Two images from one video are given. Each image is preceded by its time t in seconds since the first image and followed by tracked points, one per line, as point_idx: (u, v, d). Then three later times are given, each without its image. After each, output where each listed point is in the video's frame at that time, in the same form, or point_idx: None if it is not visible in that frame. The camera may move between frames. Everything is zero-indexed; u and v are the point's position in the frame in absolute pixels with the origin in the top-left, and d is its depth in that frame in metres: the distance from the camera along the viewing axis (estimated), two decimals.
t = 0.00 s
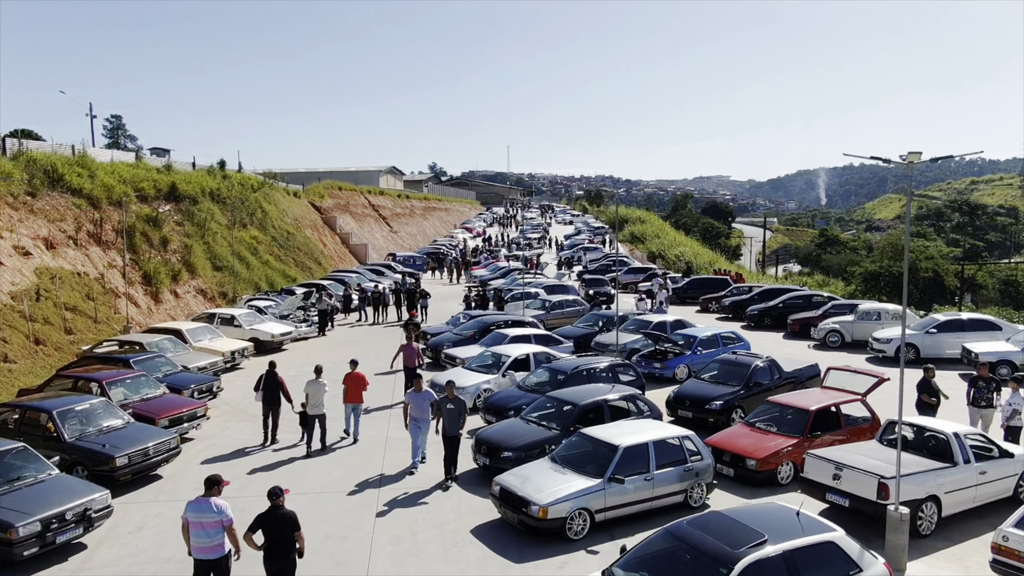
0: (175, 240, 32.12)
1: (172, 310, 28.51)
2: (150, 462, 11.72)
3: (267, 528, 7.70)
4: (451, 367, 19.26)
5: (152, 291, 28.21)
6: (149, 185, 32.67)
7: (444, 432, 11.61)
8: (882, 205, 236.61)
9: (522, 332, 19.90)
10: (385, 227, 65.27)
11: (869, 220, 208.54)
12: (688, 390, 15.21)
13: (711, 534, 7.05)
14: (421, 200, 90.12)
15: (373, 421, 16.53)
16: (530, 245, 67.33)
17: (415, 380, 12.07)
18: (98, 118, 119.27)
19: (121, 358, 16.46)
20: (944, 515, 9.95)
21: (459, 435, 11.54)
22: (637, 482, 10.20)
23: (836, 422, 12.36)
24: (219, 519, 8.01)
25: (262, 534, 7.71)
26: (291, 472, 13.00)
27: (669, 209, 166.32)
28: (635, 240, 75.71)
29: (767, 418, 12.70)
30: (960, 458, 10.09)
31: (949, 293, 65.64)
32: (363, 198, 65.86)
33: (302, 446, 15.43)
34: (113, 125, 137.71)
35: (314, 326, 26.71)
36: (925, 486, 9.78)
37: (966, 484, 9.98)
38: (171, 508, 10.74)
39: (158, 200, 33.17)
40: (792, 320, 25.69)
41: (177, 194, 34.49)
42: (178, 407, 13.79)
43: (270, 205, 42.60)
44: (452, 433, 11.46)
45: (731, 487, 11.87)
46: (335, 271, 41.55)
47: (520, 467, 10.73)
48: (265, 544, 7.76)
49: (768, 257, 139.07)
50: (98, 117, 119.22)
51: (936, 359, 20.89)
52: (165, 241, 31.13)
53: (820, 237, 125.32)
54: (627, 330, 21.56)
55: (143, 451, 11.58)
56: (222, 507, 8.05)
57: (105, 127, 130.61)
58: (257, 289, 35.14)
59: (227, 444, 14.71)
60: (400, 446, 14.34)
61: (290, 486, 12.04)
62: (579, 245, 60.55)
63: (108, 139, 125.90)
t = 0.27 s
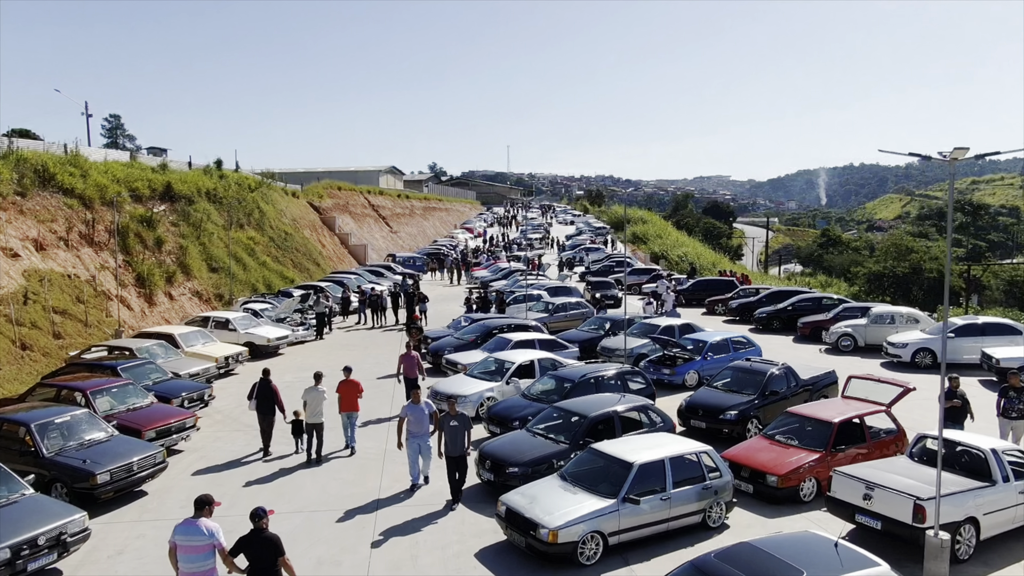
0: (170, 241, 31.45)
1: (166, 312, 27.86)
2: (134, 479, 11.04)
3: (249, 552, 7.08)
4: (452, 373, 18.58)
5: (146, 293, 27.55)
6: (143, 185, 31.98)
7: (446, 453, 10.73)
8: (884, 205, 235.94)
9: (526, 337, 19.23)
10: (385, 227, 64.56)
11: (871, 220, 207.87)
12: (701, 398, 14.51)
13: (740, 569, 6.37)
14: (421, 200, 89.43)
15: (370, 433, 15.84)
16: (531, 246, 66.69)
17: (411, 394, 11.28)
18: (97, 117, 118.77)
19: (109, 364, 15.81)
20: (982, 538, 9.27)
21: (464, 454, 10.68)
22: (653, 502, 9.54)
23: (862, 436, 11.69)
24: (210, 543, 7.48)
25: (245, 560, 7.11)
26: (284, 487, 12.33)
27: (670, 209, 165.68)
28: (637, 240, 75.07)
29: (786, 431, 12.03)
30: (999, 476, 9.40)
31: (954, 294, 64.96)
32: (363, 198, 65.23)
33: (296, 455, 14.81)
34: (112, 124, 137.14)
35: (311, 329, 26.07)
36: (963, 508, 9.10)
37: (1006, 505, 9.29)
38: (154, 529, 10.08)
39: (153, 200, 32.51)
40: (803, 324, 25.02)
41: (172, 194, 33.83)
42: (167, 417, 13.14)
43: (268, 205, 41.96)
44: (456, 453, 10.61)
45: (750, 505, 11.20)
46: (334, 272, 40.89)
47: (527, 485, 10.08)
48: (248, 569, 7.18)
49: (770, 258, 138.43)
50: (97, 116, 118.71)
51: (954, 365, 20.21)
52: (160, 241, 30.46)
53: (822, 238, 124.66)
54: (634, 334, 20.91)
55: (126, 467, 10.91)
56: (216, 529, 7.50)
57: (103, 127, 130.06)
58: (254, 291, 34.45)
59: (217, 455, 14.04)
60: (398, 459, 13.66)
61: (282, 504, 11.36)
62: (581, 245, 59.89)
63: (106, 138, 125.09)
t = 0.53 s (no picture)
0: (166, 242, 30.88)
1: (161, 314, 27.30)
2: (118, 494, 10.46)
3: None
4: (453, 379, 17.99)
5: (140, 295, 26.98)
6: (138, 185, 31.41)
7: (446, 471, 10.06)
8: (885, 205, 235.33)
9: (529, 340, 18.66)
10: (384, 227, 63.98)
11: (872, 220, 207.31)
12: (712, 405, 13.96)
13: None
14: (421, 200, 88.87)
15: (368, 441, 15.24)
16: (532, 246, 66.14)
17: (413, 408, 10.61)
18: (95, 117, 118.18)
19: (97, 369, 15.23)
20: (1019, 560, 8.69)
21: (466, 472, 9.95)
22: (667, 520, 8.97)
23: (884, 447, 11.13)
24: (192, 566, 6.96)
25: None
26: (276, 500, 11.72)
27: (671, 209, 165.14)
28: (639, 240, 74.51)
29: (804, 442, 11.49)
30: None
31: (958, 295, 64.37)
32: (362, 198, 64.66)
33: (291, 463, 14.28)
34: (111, 124, 136.60)
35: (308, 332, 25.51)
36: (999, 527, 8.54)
37: None
38: (136, 549, 9.50)
39: (148, 200, 31.95)
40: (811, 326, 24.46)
41: (168, 193, 33.27)
42: (155, 427, 12.58)
43: (265, 205, 41.39)
44: (456, 471, 9.90)
45: (768, 521, 10.64)
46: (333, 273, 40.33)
47: (534, 502, 9.49)
48: None
49: (771, 258, 137.91)
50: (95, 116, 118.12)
51: (969, 369, 19.64)
52: (155, 242, 29.89)
53: (824, 238, 124.11)
54: (640, 337, 20.34)
55: (108, 481, 10.33)
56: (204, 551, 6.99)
57: (102, 126, 129.60)
58: (251, 292, 33.86)
59: (208, 464, 13.45)
60: (397, 470, 13.05)
61: (274, 520, 10.79)
62: (583, 246, 59.31)
63: (104, 137, 124.46)
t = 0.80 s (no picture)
0: (159, 242, 30.14)
1: (153, 317, 26.56)
2: (93, 515, 9.74)
3: None
4: (453, 386, 17.26)
5: (131, 296, 26.26)
6: (130, 183, 30.68)
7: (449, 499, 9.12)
8: (885, 205, 234.66)
9: (532, 345, 17.94)
10: (383, 227, 63.23)
11: (872, 220, 206.67)
12: (727, 415, 13.25)
13: None
14: (421, 199, 88.12)
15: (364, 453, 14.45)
16: (532, 246, 65.46)
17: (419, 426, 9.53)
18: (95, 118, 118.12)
19: (80, 376, 14.54)
20: None
21: (471, 502, 9.02)
22: (687, 548, 8.27)
23: (914, 463, 10.40)
24: None
25: None
26: (263, 519, 10.91)
27: (672, 209, 164.43)
28: (640, 240, 73.83)
29: (828, 458, 10.81)
30: None
31: (963, 296, 63.64)
32: (361, 198, 63.95)
33: (282, 476, 13.54)
34: (110, 123, 136.17)
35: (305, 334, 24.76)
36: None
37: None
38: None
39: (141, 199, 31.21)
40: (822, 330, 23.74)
41: (161, 193, 32.54)
42: (137, 439, 11.87)
43: (262, 205, 40.63)
44: (460, 500, 8.98)
45: (792, 543, 9.92)
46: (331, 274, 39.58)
47: (541, 525, 8.76)
48: None
49: (772, 257, 137.16)
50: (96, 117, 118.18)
51: (990, 376, 18.91)
52: (147, 243, 29.15)
53: (825, 237, 123.39)
54: (648, 342, 19.67)
55: (83, 500, 9.62)
56: None
57: (100, 126, 129.26)
58: (247, 293, 33.12)
59: (193, 478, 12.68)
60: (394, 486, 12.25)
61: (261, 542, 10.05)
62: (584, 246, 58.57)
63: (102, 137, 123.65)
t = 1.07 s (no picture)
0: (152, 243, 29.48)
1: (145, 320, 25.89)
2: (69, 538, 9.08)
3: None
4: (454, 393, 16.60)
5: (123, 299, 25.58)
6: (124, 183, 30.02)
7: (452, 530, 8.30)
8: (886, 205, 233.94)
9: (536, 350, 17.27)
10: (382, 227, 62.56)
11: (873, 220, 205.98)
12: (742, 425, 12.60)
13: None
14: (421, 200, 87.45)
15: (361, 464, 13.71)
16: (533, 247, 64.82)
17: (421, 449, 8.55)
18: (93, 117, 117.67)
19: (64, 384, 13.87)
20: None
21: (476, 534, 8.21)
22: None
23: (947, 480, 9.75)
24: None
25: None
26: (252, 540, 10.18)
27: (672, 209, 163.80)
28: (642, 241, 73.18)
29: (855, 475, 10.17)
30: None
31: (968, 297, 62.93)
32: (360, 198, 63.29)
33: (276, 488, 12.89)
34: (108, 123, 135.66)
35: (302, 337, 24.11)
36: None
37: None
38: None
39: (134, 199, 30.53)
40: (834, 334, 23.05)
41: (155, 192, 31.87)
42: (120, 454, 11.19)
43: (259, 205, 39.96)
44: (463, 533, 8.14)
45: (818, 568, 9.27)
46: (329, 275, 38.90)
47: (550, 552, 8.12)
48: None
49: (774, 258, 136.43)
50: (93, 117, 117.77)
51: (1011, 383, 18.23)
52: (141, 244, 28.49)
53: (827, 238, 122.70)
54: (657, 346, 19.04)
55: (57, 523, 8.95)
56: None
57: (98, 126, 128.70)
58: (243, 295, 32.46)
59: (180, 493, 11.98)
60: (393, 501, 11.58)
61: (250, 566, 9.38)
62: (585, 247, 57.87)
63: (100, 137, 123.01)
